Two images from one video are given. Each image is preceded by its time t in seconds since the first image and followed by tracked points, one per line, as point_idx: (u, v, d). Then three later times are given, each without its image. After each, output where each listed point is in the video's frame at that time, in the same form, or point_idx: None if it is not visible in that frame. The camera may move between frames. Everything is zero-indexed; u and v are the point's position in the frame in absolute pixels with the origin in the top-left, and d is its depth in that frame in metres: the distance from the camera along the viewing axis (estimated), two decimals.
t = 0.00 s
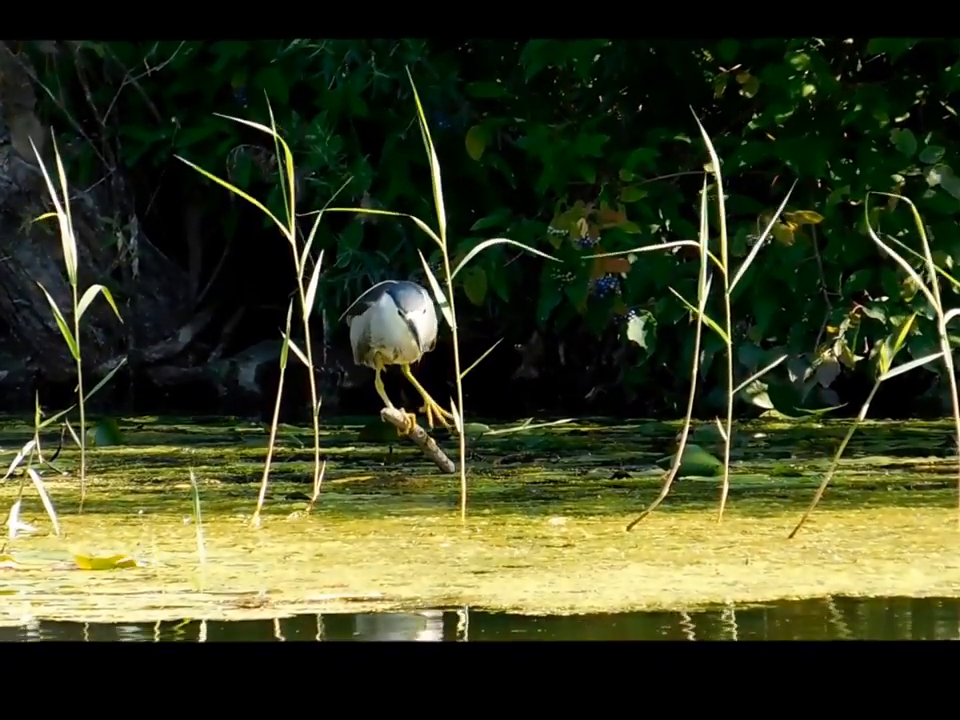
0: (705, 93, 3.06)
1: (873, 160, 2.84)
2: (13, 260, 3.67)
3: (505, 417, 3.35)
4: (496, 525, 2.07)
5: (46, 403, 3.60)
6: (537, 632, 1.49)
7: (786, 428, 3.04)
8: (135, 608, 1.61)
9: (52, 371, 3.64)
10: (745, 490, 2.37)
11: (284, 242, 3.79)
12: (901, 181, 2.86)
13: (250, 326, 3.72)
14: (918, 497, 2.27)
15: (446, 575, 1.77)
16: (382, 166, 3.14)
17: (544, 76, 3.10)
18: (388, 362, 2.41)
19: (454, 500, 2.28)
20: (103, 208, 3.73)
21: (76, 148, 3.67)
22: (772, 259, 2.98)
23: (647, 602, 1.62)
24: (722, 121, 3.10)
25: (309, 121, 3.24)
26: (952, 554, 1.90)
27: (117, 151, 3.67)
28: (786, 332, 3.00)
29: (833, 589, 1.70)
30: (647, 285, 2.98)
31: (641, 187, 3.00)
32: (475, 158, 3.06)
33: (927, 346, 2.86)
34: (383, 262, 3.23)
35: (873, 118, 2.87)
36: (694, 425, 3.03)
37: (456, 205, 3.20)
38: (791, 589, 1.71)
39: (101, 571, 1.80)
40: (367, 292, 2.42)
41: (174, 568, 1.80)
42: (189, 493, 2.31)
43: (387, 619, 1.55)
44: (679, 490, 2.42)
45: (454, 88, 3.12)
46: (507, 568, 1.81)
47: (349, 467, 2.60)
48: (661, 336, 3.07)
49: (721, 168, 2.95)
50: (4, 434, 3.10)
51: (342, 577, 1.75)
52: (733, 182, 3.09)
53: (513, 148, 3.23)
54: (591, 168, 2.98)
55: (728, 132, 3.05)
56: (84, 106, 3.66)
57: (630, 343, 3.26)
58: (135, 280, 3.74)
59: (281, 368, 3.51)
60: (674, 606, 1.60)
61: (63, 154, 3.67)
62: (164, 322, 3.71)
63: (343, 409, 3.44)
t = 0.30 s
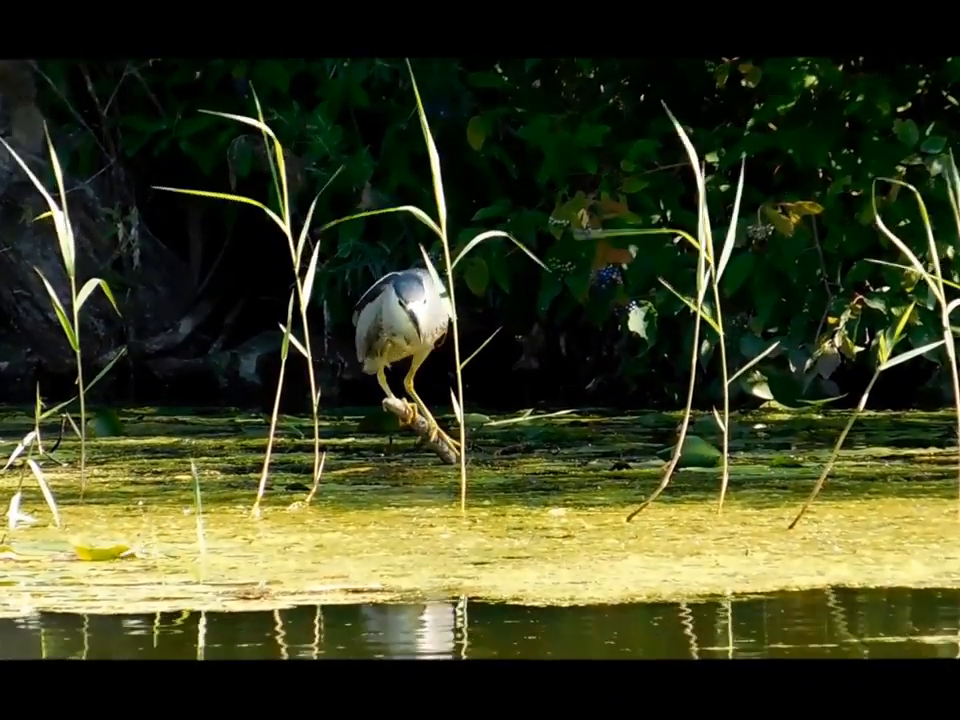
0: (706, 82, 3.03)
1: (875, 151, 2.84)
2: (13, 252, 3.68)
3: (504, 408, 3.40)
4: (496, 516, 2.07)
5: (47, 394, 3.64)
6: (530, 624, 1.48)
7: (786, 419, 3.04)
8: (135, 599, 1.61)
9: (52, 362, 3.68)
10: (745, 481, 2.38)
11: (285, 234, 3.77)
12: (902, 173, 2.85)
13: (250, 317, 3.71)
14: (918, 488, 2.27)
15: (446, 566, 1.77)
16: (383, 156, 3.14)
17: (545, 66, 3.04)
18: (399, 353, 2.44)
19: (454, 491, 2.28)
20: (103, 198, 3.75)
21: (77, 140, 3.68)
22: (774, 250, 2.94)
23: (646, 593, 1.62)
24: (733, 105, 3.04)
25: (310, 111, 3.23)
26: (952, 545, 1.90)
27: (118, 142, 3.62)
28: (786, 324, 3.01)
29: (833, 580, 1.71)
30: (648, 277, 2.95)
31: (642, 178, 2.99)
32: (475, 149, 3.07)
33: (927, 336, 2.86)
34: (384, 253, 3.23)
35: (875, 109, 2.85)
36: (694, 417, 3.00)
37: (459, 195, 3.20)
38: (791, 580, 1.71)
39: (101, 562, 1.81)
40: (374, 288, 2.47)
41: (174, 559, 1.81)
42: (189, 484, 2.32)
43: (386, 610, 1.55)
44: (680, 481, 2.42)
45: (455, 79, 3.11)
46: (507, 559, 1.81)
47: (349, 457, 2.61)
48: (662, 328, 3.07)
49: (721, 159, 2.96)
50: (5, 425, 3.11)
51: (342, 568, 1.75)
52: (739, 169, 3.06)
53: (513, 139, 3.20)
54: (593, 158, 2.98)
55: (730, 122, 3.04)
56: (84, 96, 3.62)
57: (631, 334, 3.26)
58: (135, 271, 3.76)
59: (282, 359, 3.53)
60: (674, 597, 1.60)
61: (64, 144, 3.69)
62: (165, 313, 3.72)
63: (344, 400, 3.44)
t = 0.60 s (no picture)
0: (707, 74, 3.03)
1: (874, 143, 2.85)
2: (13, 244, 3.67)
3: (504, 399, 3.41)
4: (496, 508, 2.07)
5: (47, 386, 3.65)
6: (523, 617, 1.48)
7: (786, 411, 3.04)
8: (135, 592, 1.61)
9: (52, 355, 3.69)
10: (745, 473, 2.38)
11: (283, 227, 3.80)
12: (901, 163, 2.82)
13: (251, 310, 3.72)
14: (918, 480, 2.27)
15: (446, 558, 1.77)
16: (383, 149, 3.14)
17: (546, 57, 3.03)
18: (400, 344, 2.45)
19: (454, 483, 2.28)
20: (104, 191, 3.72)
21: (77, 132, 3.64)
22: (773, 242, 2.96)
23: (647, 585, 1.62)
24: (725, 103, 3.06)
25: (310, 103, 3.23)
26: (952, 537, 1.90)
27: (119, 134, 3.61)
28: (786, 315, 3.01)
29: (833, 572, 1.71)
30: (649, 269, 3.00)
31: (642, 170, 2.98)
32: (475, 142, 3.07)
33: (926, 329, 2.85)
34: (384, 245, 3.22)
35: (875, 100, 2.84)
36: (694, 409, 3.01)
37: (459, 188, 3.20)
38: (792, 572, 1.71)
39: (101, 555, 1.81)
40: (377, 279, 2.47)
41: (174, 552, 1.81)
42: (189, 476, 2.32)
43: (387, 602, 1.55)
44: (680, 473, 2.42)
45: (456, 71, 3.12)
46: (507, 551, 1.81)
47: (349, 450, 2.61)
48: (661, 320, 3.06)
49: (721, 151, 2.96)
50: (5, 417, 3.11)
51: (343, 560, 1.75)
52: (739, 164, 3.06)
53: (514, 130, 3.16)
54: (593, 151, 2.98)
55: (730, 115, 3.04)
56: (85, 88, 3.58)
57: (631, 327, 3.26)
58: (135, 263, 3.74)
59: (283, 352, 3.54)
60: (675, 590, 1.60)
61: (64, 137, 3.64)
62: (164, 306, 3.70)
63: (344, 393, 3.45)
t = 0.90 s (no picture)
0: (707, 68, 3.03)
1: (875, 137, 2.82)
2: (13, 237, 3.67)
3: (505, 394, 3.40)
4: (497, 502, 2.07)
5: (47, 380, 3.66)
6: (515, 610, 1.48)
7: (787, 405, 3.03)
8: (135, 586, 1.61)
9: (53, 349, 3.68)
10: (745, 467, 2.38)
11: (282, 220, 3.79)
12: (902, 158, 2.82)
13: (251, 304, 3.70)
14: (919, 474, 2.27)
15: (447, 553, 1.77)
16: (384, 143, 3.14)
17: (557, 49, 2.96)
18: (406, 339, 2.45)
19: (454, 477, 2.28)
20: (104, 184, 3.77)
21: (77, 125, 3.71)
22: (774, 236, 2.95)
23: (647, 580, 1.62)
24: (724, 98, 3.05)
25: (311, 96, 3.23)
26: (952, 531, 1.90)
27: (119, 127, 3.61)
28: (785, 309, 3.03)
29: (833, 566, 1.71)
30: (649, 262, 2.97)
31: (643, 164, 2.97)
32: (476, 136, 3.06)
33: (926, 323, 2.86)
34: (385, 238, 3.21)
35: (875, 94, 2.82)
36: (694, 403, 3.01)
37: (460, 182, 3.20)
38: (792, 566, 1.71)
39: (101, 549, 1.81)
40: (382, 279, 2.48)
41: (174, 546, 1.81)
42: (189, 470, 2.32)
43: (388, 596, 1.55)
44: (680, 467, 2.42)
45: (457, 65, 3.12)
46: (508, 545, 1.81)
47: (349, 444, 2.61)
48: (663, 314, 3.06)
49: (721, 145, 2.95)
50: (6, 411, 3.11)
51: (343, 555, 1.75)
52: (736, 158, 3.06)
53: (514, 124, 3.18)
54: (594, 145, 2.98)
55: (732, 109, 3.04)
56: (86, 82, 3.60)
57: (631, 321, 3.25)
58: (135, 257, 3.74)
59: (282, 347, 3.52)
60: (675, 584, 1.60)
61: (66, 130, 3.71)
62: (165, 300, 3.72)
63: (344, 387, 3.46)
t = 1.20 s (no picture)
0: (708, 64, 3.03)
1: (877, 132, 2.83)
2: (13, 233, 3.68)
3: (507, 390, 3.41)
4: (497, 499, 2.07)
5: (46, 377, 3.64)
6: (509, 607, 1.48)
7: (788, 401, 3.02)
8: (136, 583, 1.61)
9: (53, 346, 3.68)
10: (746, 464, 2.38)
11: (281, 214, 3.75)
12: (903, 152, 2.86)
13: (250, 302, 3.68)
14: (920, 470, 2.27)
15: (446, 549, 1.77)
16: (384, 138, 3.14)
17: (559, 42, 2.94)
18: (402, 341, 2.45)
19: (454, 474, 2.28)
20: (105, 181, 3.76)
21: (77, 121, 3.66)
22: (775, 233, 2.94)
23: (647, 576, 1.62)
24: (724, 95, 3.03)
25: (311, 93, 3.23)
26: (953, 528, 1.89)
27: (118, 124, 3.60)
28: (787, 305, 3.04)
29: (834, 563, 1.71)
30: (650, 258, 2.96)
31: (644, 161, 2.96)
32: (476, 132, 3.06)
33: (927, 320, 2.85)
34: (384, 234, 3.20)
35: (876, 89, 2.83)
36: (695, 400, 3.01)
37: (460, 177, 3.20)
38: (793, 562, 1.71)
39: (101, 546, 1.81)
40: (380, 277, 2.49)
41: (174, 543, 1.81)
42: (189, 467, 2.32)
43: (389, 593, 1.55)
44: (680, 464, 2.42)
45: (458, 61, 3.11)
46: (508, 542, 1.81)
47: (349, 440, 2.60)
48: (663, 309, 3.05)
49: (724, 141, 2.96)
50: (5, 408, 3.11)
51: (343, 551, 1.75)
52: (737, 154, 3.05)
53: (515, 119, 3.16)
54: (595, 140, 2.98)
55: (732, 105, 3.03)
56: (86, 78, 3.57)
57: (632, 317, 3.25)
58: (135, 254, 3.74)
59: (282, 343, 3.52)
60: (675, 581, 1.60)
61: (65, 126, 3.67)
62: (165, 297, 3.70)
63: (344, 383, 3.45)
